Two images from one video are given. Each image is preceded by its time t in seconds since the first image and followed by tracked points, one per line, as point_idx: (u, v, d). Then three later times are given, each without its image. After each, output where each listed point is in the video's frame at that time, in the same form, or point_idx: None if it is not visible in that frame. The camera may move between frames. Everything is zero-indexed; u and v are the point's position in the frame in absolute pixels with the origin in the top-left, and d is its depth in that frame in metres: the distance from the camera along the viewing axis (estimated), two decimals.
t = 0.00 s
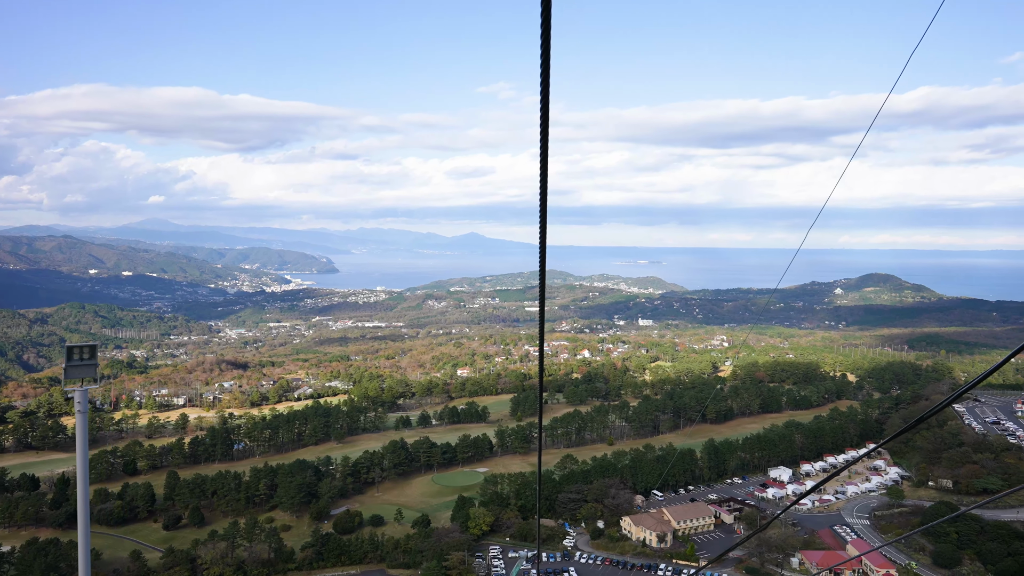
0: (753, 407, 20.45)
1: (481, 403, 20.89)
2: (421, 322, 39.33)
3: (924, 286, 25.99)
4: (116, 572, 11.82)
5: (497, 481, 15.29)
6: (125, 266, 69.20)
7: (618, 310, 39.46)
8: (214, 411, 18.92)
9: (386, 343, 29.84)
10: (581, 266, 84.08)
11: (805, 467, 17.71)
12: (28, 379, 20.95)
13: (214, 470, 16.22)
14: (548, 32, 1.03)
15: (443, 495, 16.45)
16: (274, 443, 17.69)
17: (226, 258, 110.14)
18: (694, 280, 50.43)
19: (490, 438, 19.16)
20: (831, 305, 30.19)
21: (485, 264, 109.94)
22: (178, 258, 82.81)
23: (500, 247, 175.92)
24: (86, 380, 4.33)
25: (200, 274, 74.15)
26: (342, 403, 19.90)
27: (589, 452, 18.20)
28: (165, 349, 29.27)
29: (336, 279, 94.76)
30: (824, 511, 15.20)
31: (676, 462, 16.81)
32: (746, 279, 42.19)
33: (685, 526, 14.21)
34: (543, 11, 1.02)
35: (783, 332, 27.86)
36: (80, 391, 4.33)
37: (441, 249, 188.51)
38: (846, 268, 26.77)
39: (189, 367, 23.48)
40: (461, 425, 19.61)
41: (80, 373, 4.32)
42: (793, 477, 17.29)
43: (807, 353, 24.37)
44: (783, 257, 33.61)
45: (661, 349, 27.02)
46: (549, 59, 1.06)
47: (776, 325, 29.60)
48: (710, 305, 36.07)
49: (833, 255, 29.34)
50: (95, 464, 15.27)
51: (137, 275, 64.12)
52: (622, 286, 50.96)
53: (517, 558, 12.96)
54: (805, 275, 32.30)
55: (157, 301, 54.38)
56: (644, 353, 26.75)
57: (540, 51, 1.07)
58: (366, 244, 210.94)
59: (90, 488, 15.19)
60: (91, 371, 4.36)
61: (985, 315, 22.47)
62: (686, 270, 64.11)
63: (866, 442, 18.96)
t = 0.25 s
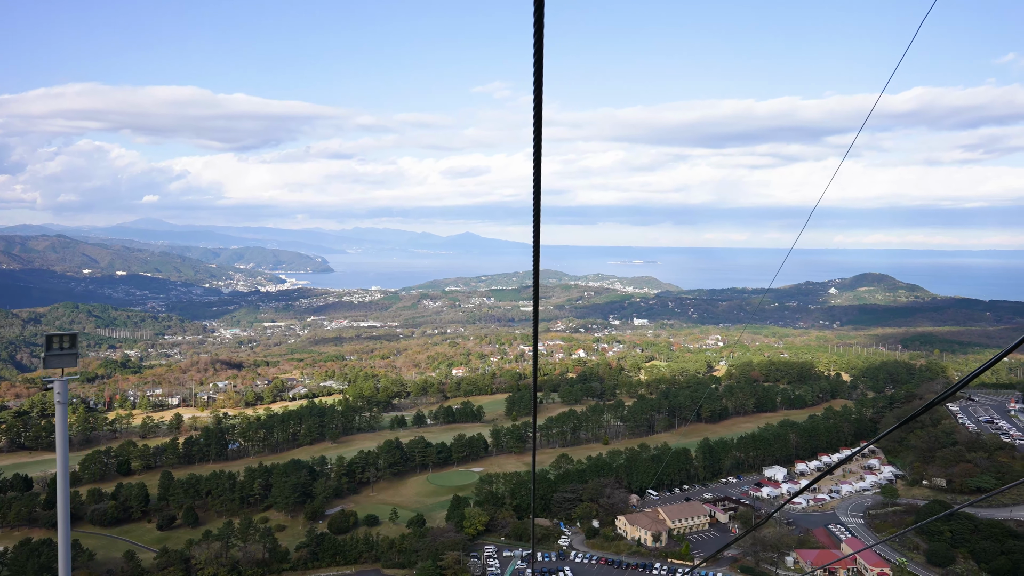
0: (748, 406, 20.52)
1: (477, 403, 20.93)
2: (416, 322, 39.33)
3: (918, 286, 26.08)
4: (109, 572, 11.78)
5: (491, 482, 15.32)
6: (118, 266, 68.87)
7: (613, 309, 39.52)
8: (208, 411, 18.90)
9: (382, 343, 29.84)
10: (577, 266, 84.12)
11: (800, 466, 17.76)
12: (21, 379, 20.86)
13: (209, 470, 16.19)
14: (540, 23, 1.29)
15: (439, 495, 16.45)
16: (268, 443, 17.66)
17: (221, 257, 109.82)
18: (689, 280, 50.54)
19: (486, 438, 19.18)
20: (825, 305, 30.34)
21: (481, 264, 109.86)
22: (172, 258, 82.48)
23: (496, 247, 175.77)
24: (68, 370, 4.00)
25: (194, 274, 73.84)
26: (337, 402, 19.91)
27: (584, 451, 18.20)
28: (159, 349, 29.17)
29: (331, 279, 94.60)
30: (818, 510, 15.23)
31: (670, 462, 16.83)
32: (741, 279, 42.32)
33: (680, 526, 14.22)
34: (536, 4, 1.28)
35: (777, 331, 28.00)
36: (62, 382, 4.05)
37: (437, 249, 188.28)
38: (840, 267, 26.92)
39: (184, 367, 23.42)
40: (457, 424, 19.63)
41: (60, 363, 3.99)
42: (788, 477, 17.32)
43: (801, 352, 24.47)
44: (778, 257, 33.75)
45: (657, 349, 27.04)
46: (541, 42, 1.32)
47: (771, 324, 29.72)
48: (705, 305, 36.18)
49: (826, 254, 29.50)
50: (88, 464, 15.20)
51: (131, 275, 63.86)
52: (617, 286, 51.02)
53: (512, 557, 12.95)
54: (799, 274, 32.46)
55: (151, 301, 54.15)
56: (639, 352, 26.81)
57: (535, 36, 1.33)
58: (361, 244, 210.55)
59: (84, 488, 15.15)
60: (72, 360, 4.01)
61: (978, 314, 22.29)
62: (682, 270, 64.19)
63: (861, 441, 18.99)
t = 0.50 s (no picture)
0: (743, 406, 20.54)
1: (472, 402, 20.90)
2: (412, 322, 39.32)
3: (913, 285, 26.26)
4: (104, 572, 11.76)
5: (487, 481, 15.32)
6: (113, 266, 68.67)
7: (609, 309, 39.55)
8: (203, 411, 18.84)
9: (377, 342, 29.82)
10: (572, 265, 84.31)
11: (795, 465, 17.78)
12: (14, 379, 20.76)
13: (203, 470, 16.14)
14: (535, 34, 1.09)
15: (434, 494, 16.45)
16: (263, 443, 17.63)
17: (217, 257, 109.56)
18: (684, 279, 50.67)
19: (481, 438, 19.16)
20: (820, 305, 30.40)
21: (477, 263, 109.97)
22: (167, 257, 82.28)
23: (492, 246, 175.93)
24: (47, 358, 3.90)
25: (189, 274, 73.69)
26: (332, 401, 19.92)
27: (580, 451, 18.18)
28: (154, 348, 29.09)
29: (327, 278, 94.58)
30: (813, 509, 15.22)
31: (666, 461, 16.82)
32: (736, 279, 42.42)
33: (675, 525, 14.25)
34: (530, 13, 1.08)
35: (773, 331, 28.02)
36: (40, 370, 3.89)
37: (433, 249, 188.34)
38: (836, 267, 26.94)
39: (178, 367, 23.35)
40: (452, 424, 19.62)
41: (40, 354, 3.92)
42: (783, 475, 17.36)
43: (797, 352, 24.49)
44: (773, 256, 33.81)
45: (652, 348, 27.09)
46: (537, 57, 1.12)
47: (766, 324, 29.74)
48: (701, 304, 36.22)
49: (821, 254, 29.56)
50: (82, 464, 15.15)
51: (126, 274, 63.67)
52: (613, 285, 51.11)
53: (507, 557, 12.95)
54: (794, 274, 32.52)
55: (146, 300, 54.02)
56: (634, 352, 26.83)
57: (527, 52, 1.13)
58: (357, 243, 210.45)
59: (78, 488, 15.09)
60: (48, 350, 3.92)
61: (972, 313, 22.60)
62: (676, 269, 64.40)
63: (855, 440, 19.05)
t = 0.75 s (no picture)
0: (738, 404, 20.61)
1: (468, 402, 20.91)
2: (407, 322, 39.30)
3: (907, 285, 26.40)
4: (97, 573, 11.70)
5: (482, 480, 15.34)
6: (107, 266, 68.36)
7: (604, 309, 39.57)
8: (198, 411, 18.81)
9: (372, 342, 29.79)
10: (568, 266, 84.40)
11: (790, 464, 17.82)
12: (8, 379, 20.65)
13: (198, 470, 16.10)
14: (532, 27, 1.24)
15: (430, 493, 16.44)
16: (258, 442, 17.60)
17: (211, 257, 109.19)
18: (679, 280, 50.74)
19: (477, 437, 19.18)
20: (815, 304, 30.50)
21: (473, 263, 109.92)
22: (162, 257, 81.92)
23: (487, 246, 175.94)
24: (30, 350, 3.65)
25: (184, 274, 73.40)
26: (328, 401, 19.93)
27: (575, 450, 18.18)
28: (148, 348, 28.98)
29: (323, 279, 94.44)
30: (809, 508, 15.24)
31: (661, 460, 16.84)
32: (731, 279, 42.53)
33: (671, 524, 14.29)
34: (527, 8, 1.23)
35: (768, 331, 28.12)
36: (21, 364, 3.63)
37: (429, 249, 188.22)
38: (830, 266, 27.06)
39: (173, 367, 23.27)
40: (447, 423, 19.64)
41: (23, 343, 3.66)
42: (779, 474, 17.41)
43: (792, 351, 24.56)
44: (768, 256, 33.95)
45: (648, 348, 27.11)
46: (535, 48, 1.27)
47: (761, 323, 29.83)
48: (696, 304, 36.30)
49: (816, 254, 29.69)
50: (76, 464, 15.09)
51: (121, 274, 63.42)
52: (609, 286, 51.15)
53: (504, 556, 12.94)
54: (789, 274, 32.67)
55: (140, 300, 53.77)
56: (630, 351, 26.87)
57: (527, 42, 1.27)
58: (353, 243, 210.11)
59: (72, 488, 15.03)
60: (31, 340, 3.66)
61: (965, 313, 22.42)
62: (672, 269, 64.50)
63: (850, 439, 19.11)
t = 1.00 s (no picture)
0: (734, 404, 20.63)
1: (463, 402, 20.90)
2: (403, 321, 39.31)
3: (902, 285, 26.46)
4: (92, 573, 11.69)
5: (478, 480, 15.32)
6: (102, 266, 68.20)
7: (600, 308, 39.58)
8: (193, 411, 18.76)
9: (368, 341, 29.78)
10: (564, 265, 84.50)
11: (786, 463, 17.85)
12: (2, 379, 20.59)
13: (193, 470, 16.07)
14: (530, 26, 1.12)
15: (425, 493, 16.45)
16: (253, 442, 17.58)
17: (207, 256, 109.00)
18: (675, 279, 50.82)
19: (473, 436, 19.18)
20: (811, 304, 30.56)
21: (469, 262, 109.97)
22: (158, 256, 81.75)
23: (484, 245, 176.03)
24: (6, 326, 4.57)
25: (179, 273, 73.25)
26: (323, 400, 19.92)
27: (571, 450, 18.19)
28: (143, 348, 28.92)
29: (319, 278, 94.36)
30: (804, 507, 15.26)
31: (657, 459, 16.84)
32: (727, 279, 42.60)
33: (667, 523, 14.28)
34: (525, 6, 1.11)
35: (763, 330, 28.15)
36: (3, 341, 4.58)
37: (425, 248, 188.17)
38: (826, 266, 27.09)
39: (168, 367, 23.22)
40: (443, 422, 19.66)
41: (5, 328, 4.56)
42: (774, 474, 17.44)
43: (787, 351, 24.59)
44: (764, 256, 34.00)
45: (643, 347, 27.14)
46: (533, 50, 1.15)
47: (757, 323, 29.88)
48: (692, 304, 36.35)
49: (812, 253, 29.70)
50: (71, 464, 15.05)
51: (115, 274, 63.17)
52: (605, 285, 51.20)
53: (499, 556, 12.94)
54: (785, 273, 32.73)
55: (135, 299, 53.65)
56: (626, 351, 26.89)
57: (524, 44, 1.15)
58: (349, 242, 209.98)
59: (67, 488, 15.00)
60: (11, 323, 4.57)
61: (960, 313, 22.51)
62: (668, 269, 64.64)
63: (845, 438, 19.16)
